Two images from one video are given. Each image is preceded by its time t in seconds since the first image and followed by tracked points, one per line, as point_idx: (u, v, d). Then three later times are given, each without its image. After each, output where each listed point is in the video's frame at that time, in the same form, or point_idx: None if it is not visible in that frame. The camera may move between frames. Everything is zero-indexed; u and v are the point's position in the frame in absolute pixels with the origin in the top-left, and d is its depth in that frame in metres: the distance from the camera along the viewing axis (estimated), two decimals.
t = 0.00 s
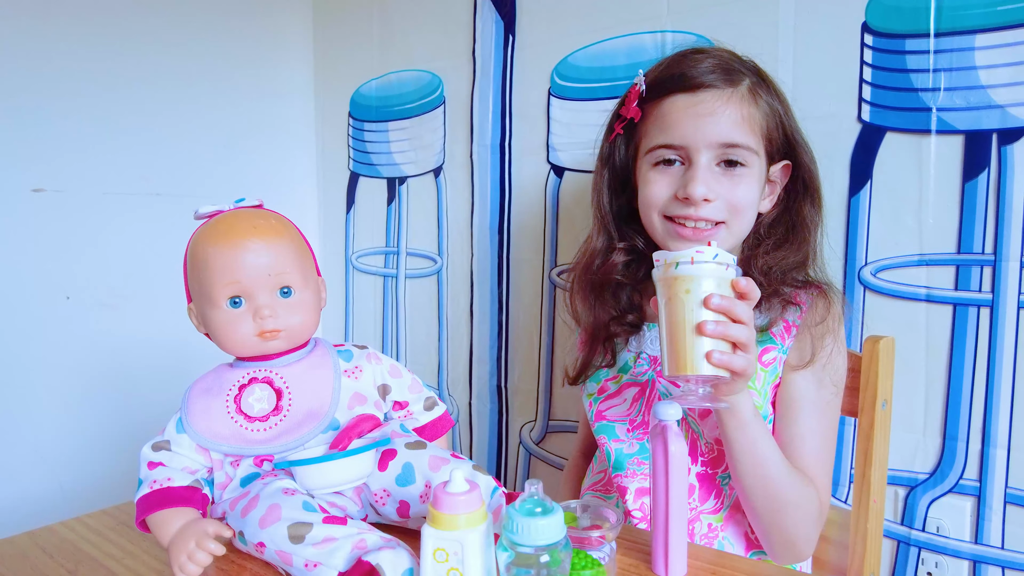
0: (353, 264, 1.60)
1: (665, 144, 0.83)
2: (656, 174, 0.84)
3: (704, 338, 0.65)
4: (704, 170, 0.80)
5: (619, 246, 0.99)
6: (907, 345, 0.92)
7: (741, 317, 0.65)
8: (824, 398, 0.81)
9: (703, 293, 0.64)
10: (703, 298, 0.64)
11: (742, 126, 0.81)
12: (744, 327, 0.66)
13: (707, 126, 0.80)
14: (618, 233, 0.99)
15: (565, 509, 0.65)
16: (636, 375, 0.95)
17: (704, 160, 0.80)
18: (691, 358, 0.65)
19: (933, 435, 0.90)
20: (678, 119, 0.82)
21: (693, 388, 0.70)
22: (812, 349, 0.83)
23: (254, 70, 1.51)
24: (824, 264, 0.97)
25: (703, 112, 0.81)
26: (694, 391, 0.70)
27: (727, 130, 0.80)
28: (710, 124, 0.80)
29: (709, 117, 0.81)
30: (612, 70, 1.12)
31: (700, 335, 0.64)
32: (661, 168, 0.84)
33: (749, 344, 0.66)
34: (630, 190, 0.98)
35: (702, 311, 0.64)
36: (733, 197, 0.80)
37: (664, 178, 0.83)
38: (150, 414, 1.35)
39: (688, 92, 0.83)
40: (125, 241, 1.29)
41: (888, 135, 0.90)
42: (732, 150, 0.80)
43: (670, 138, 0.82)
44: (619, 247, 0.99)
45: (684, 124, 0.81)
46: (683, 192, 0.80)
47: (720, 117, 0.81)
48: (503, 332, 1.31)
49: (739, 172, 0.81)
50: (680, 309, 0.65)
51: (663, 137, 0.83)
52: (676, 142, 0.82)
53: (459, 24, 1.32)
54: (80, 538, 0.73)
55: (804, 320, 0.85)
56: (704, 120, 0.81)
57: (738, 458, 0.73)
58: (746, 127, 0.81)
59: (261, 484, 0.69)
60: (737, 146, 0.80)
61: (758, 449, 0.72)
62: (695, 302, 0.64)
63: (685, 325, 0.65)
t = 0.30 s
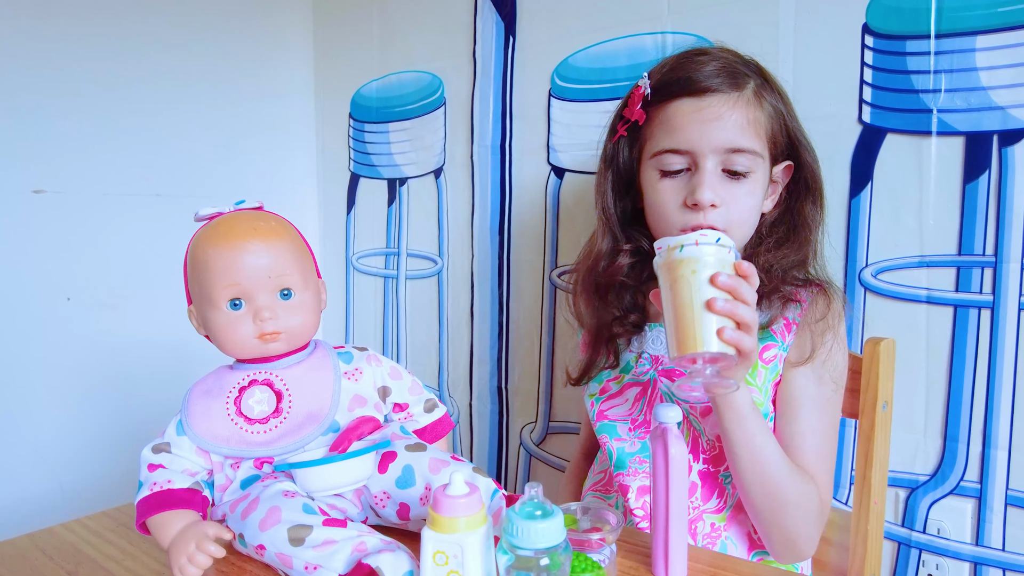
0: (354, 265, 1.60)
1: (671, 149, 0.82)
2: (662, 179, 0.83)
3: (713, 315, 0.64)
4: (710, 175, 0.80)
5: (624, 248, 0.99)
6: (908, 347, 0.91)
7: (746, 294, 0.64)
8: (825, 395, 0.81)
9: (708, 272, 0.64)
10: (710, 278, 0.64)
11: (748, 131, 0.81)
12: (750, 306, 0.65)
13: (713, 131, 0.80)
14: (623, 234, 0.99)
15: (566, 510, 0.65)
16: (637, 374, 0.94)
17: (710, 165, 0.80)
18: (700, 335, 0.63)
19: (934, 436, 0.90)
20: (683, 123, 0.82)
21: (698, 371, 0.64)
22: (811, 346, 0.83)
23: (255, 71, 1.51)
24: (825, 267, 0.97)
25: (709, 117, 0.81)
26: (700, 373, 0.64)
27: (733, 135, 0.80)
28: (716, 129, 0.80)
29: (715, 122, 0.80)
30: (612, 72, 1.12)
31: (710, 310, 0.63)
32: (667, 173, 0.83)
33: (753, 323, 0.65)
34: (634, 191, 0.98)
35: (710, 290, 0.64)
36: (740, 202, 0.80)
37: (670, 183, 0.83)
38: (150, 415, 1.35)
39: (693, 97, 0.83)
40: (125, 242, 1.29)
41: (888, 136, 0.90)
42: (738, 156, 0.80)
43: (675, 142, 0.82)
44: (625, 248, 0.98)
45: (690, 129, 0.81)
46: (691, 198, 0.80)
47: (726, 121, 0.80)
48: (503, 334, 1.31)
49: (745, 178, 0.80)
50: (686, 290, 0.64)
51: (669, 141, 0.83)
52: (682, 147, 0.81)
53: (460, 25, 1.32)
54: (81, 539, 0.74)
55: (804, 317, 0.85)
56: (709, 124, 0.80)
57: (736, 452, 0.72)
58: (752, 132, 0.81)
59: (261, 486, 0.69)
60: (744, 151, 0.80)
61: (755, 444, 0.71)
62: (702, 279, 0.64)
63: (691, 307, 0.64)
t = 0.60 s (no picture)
0: (355, 265, 1.60)
1: (673, 143, 0.82)
2: (664, 173, 0.83)
3: (720, 291, 0.64)
4: (713, 167, 0.79)
5: (627, 243, 0.98)
6: (909, 347, 0.91)
7: (751, 274, 0.65)
8: (832, 387, 0.81)
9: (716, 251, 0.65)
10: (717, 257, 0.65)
11: (748, 124, 0.81)
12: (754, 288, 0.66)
13: (714, 124, 0.80)
14: (627, 231, 0.99)
15: (568, 510, 0.65)
16: (640, 369, 0.94)
17: (712, 157, 0.80)
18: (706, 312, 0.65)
19: (935, 436, 0.90)
20: (685, 118, 0.82)
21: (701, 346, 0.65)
22: (815, 339, 0.82)
23: (255, 71, 1.51)
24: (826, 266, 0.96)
25: (710, 110, 0.81)
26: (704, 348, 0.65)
27: (734, 128, 0.80)
28: (718, 122, 0.80)
29: (716, 116, 0.80)
30: (613, 71, 1.12)
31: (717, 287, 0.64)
32: (670, 167, 0.83)
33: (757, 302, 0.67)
34: (637, 187, 0.98)
35: (718, 268, 0.64)
36: (745, 194, 0.79)
37: (675, 177, 0.82)
38: (150, 416, 1.35)
39: (693, 91, 0.83)
40: (126, 242, 1.29)
41: (890, 136, 0.90)
42: (739, 148, 0.79)
43: (678, 136, 0.82)
44: (628, 245, 0.98)
45: (692, 123, 0.81)
46: (695, 190, 0.79)
47: (726, 114, 0.80)
48: (504, 334, 1.31)
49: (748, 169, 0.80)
50: (694, 267, 0.65)
51: (672, 136, 0.83)
52: (684, 141, 0.81)
53: (460, 25, 1.32)
54: (81, 539, 0.73)
55: (809, 312, 0.84)
56: (711, 118, 0.80)
57: (734, 443, 0.72)
58: (752, 125, 0.81)
59: (262, 485, 0.69)
60: (746, 142, 0.80)
61: (754, 434, 0.71)
62: (711, 258, 0.64)
63: (699, 283, 0.64)
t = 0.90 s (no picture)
0: (356, 265, 1.60)
1: (674, 137, 0.82)
2: (665, 167, 0.83)
3: (719, 280, 0.64)
4: (714, 159, 0.79)
5: (627, 241, 0.98)
6: (911, 347, 0.91)
7: (750, 265, 0.66)
8: (833, 381, 0.80)
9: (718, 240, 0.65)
10: (718, 246, 0.64)
11: (748, 117, 0.81)
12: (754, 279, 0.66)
13: (715, 117, 0.80)
14: (628, 229, 0.98)
15: (570, 510, 0.65)
16: (641, 364, 0.94)
17: (713, 149, 0.80)
18: (704, 301, 0.64)
19: (937, 436, 0.90)
20: (686, 112, 0.82)
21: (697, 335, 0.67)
22: (816, 333, 0.82)
23: (256, 70, 1.51)
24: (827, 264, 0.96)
25: (711, 103, 0.81)
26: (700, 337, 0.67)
27: (734, 120, 0.80)
28: (717, 115, 0.80)
29: (716, 109, 0.81)
30: (614, 71, 1.12)
31: (716, 276, 0.64)
32: (670, 160, 0.83)
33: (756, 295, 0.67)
34: (639, 185, 0.97)
35: (719, 257, 0.64)
36: (745, 186, 0.79)
37: (676, 171, 0.82)
38: (151, 415, 1.35)
39: (693, 86, 0.83)
40: (127, 241, 1.29)
41: (892, 135, 0.90)
42: (739, 140, 0.80)
43: (679, 130, 0.82)
44: (629, 242, 0.98)
45: (693, 117, 0.81)
46: (696, 181, 0.79)
47: (727, 108, 0.81)
48: (505, 333, 1.31)
49: (749, 161, 0.80)
50: (694, 256, 0.65)
51: (672, 130, 0.83)
52: (686, 134, 0.81)
53: (462, 25, 1.32)
54: (82, 539, 0.74)
55: (809, 307, 0.84)
56: (711, 111, 0.81)
57: (734, 433, 0.73)
58: (752, 118, 0.82)
59: (264, 485, 0.69)
60: (745, 135, 0.80)
61: (754, 425, 0.72)
62: (712, 247, 0.64)
63: (699, 270, 0.64)
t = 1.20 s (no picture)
0: (357, 265, 1.61)
1: (681, 134, 0.82)
2: (672, 165, 0.83)
3: (726, 273, 0.64)
4: (722, 157, 0.79)
5: (635, 239, 0.98)
6: (911, 347, 0.91)
7: (758, 259, 0.66)
8: (836, 378, 0.80)
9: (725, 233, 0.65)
10: (725, 239, 0.65)
11: (755, 115, 0.81)
12: (761, 272, 0.66)
13: (722, 114, 0.80)
14: (634, 227, 0.98)
15: (571, 510, 0.65)
16: (643, 358, 0.94)
17: (721, 147, 0.80)
18: (711, 294, 0.65)
19: (937, 436, 0.90)
20: (693, 109, 0.82)
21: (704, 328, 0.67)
22: (821, 330, 0.82)
23: (258, 71, 1.51)
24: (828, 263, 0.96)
25: (717, 101, 0.81)
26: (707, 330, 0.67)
27: (741, 118, 0.80)
28: (724, 112, 0.80)
29: (723, 106, 0.81)
30: (615, 72, 1.12)
31: (723, 269, 0.64)
32: (676, 159, 0.83)
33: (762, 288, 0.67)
34: (646, 183, 0.97)
35: (725, 250, 0.64)
36: (752, 184, 0.79)
37: (683, 168, 0.82)
38: (152, 416, 1.35)
39: (700, 85, 0.84)
40: (128, 242, 1.29)
41: (893, 136, 0.90)
42: (747, 138, 0.80)
43: (686, 128, 0.82)
44: (635, 239, 0.98)
45: (700, 114, 0.81)
46: (703, 179, 0.79)
47: (733, 106, 0.81)
48: (506, 333, 1.31)
49: (756, 159, 0.80)
50: (700, 248, 0.65)
51: (680, 127, 0.83)
52: (693, 132, 0.81)
53: (463, 26, 1.32)
54: (85, 538, 0.74)
55: (816, 304, 0.84)
56: (718, 109, 0.81)
57: (734, 425, 0.73)
58: (759, 116, 0.81)
59: (265, 485, 0.69)
60: (753, 133, 0.80)
61: (753, 418, 0.72)
62: (718, 239, 0.65)
63: (705, 262, 0.65)
